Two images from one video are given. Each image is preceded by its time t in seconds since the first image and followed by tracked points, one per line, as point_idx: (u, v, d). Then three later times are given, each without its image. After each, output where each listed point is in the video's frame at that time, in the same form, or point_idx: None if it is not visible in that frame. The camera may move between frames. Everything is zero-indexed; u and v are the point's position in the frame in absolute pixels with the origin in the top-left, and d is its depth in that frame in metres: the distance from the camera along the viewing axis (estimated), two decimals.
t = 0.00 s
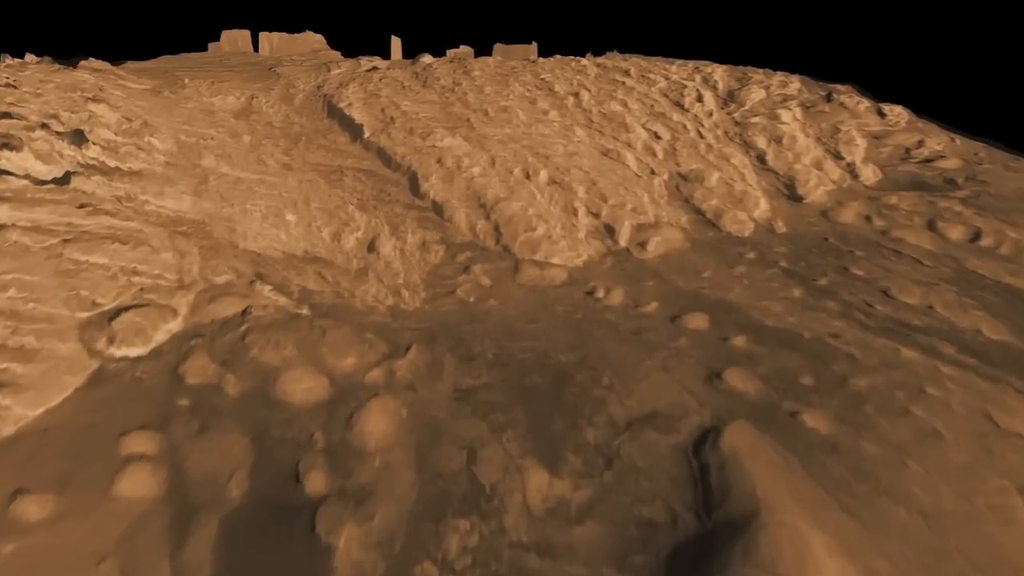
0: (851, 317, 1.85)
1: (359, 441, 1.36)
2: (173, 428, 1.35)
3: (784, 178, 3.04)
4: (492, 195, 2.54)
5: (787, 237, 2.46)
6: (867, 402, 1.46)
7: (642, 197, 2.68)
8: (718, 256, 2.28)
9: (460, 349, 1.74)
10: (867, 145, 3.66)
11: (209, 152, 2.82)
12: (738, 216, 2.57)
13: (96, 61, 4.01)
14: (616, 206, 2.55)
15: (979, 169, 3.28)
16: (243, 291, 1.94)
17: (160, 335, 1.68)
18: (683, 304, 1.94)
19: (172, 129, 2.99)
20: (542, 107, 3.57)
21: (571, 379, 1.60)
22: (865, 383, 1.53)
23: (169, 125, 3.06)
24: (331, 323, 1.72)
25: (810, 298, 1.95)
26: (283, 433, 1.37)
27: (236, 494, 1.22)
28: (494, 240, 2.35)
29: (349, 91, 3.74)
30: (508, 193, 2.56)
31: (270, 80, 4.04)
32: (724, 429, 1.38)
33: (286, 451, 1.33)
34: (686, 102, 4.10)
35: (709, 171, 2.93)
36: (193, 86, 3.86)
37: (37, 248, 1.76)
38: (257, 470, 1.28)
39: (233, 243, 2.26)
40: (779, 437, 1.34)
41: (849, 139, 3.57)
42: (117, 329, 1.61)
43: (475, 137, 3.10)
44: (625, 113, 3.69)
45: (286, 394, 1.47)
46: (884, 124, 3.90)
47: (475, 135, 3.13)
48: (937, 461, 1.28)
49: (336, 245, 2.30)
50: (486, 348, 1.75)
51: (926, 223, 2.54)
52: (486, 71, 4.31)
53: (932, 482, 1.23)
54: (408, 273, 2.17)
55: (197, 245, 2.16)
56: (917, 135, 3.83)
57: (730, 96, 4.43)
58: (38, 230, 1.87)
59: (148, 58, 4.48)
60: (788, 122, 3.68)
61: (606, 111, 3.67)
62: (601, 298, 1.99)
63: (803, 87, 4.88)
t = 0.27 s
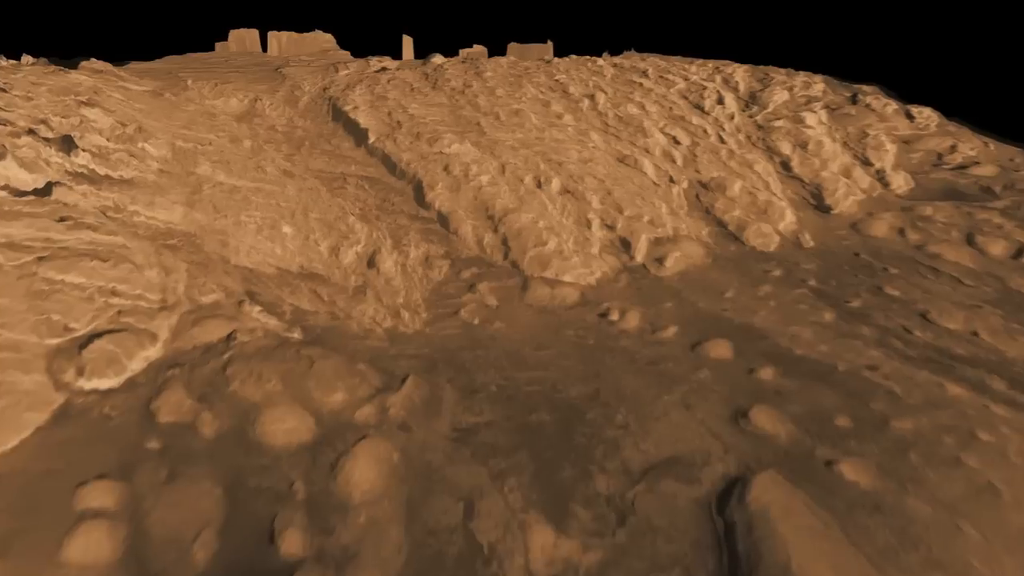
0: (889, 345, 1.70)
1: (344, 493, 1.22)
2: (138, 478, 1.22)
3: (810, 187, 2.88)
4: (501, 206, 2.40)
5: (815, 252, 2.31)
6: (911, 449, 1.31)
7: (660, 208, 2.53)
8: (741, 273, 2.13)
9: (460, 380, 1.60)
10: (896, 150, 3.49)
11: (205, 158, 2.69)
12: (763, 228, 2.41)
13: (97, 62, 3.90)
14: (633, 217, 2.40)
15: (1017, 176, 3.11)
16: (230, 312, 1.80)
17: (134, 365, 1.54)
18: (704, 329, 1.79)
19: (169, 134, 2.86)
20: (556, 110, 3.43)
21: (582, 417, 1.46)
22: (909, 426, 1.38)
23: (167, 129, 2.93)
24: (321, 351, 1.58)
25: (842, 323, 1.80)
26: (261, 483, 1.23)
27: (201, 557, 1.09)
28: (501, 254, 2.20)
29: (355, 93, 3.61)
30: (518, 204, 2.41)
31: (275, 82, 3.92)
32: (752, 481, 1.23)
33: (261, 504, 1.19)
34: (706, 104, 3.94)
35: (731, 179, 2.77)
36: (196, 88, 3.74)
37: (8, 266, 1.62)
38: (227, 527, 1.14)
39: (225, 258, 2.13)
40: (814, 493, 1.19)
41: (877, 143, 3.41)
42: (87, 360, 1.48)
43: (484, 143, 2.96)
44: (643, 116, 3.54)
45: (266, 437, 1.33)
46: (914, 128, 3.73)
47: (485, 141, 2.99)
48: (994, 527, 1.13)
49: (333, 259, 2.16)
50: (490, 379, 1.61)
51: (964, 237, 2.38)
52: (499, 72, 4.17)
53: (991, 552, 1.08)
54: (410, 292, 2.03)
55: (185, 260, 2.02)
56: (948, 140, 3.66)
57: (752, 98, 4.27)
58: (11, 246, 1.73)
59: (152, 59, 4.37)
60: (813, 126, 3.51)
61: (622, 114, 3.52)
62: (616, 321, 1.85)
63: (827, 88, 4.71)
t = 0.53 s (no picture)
0: (927, 375, 1.56)
1: (322, 550, 1.10)
2: (95, 530, 1.10)
3: (836, 197, 2.74)
4: (509, 217, 2.28)
5: (842, 267, 2.17)
6: (958, 503, 1.17)
7: (677, 219, 2.39)
8: (764, 292, 1.99)
9: (459, 412, 1.48)
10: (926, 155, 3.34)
11: (202, 164, 2.58)
12: (787, 241, 2.27)
13: (99, 63, 3.81)
14: (648, 229, 2.27)
15: None
16: (215, 333, 1.69)
17: (106, 396, 1.42)
18: (724, 355, 1.66)
19: (166, 139, 2.76)
20: (570, 113, 3.30)
21: (590, 458, 1.33)
22: (953, 475, 1.24)
23: (164, 134, 2.83)
24: (308, 380, 1.46)
25: (875, 349, 1.66)
26: (231, 536, 1.11)
27: None
28: (508, 268, 2.08)
29: (362, 95, 3.49)
30: (527, 215, 2.29)
31: (281, 83, 3.81)
32: (779, 541, 1.10)
33: (230, 562, 1.07)
34: (726, 106, 3.80)
35: (753, 188, 2.63)
36: (199, 90, 3.64)
37: None
38: None
39: (215, 272, 2.02)
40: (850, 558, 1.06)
41: (906, 148, 3.26)
42: (53, 391, 1.36)
43: (494, 148, 2.83)
44: (660, 119, 3.41)
45: (240, 481, 1.21)
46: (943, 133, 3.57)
47: (494, 146, 2.86)
48: None
49: (330, 273, 2.04)
50: (491, 412, 1.48)
51: (1002, 252, 2.23)
52: (511, 72, 4.04)
53: None
54: (410, 309, 1.91)
55: (172, 275, 1.91)
56: (980, 144, 3.50)
57: (774, 100, 4.12)
58: None
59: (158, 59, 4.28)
60: (838, 129, 3.37)
61: (639, 117, 3.39)
62: (629, 345, 1.72)
63: (852, 88, 4.55)
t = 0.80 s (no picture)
0: (971, 414, 1.41)
1: None
2: None
3: (866, 208, 2.58)
4: (516, 229, 2.14)
5: (875, 287, 2.02)
6: None
7: (696, 232, 2.25)
8: (789, 314, 1.85)
9: (453, 452, 1.35)
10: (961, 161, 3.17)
11: (198, 171, 2.47)
12: (814, 257, 2.13)
13: (102, 64, 3.71)
14: (665, 243, 2.13)
15: None
16: (195, 359, 1.57)
17: (69, 432, 1.31)
18: (745, 387, 1.52)
19: (162, 144, 2.65)
20: (585, 116, 3.16)
21: (596, 510, 1.19)
22: (1008, 539, 1.09)
23: (161, 138, 2.71)
24: (288, 416, 1.33)
25: (913, 383, 1.51)
26: None
27: None
28: (514, 285, 1.95)
29: (369, 97, 3.37)
30: (536, 228, 2.15)
31: (288, 84, 3.70)
32: None
33: None
34: (749, 109, 3.64)
35: (777, 197, 2.49)
36: (203, 91, 3.53)
37: None
38: None
39: (202, 289, 1.90)
40: None
41: (940, 153, 3.09)
42: (8, 429, 1.24)
43: (503, 154, 2.70)
44: (679, 123, 3.26)
45: (203, 538, 1.09)
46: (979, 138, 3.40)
47: (505, 152, 2.73)
48: None
49: (324, 290, 1.92)
50: (488, 453, 1.35)
51: None
52: (525, 73, 3.91)
53: None
54: (407, 331, 1.77)
55: (156, 292, 1.79)
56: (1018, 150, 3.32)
57: (799, 102, 3.96)
58: None
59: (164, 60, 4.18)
60: (868, 133, 3.20)
61: (657, 121, 3.24)
62: (642, 374, 1.58)
63: (881, 88, 4.38)
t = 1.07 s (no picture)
0: (1017, 460, 1.27)
1: None
2: None
3: (897, 219, 2.43)
4: (522, 242, 2.02)
5: (907, 307, 1.87)
6: None
7: (715, 246, 2.11)
8: (814, 339, 1.71)
9: (441, 496, 1.23)
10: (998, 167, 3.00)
11: (193, 178, 2.36)
12: (841, 274, 1.98)
13: (107, 64, 3.62)
14: (681, 259, 2.00)
15: None
16: (169, 386, 1.46)
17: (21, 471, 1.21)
18: (765, 424, 1.39)
19: (159, 149, 2.55)
20: (601, 120, 3.03)
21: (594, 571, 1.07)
22: None
23: (159, 143, 2.62)
24: (260, 456, 1.22)
25: (951, 422, 1.37)
26: None
27: None
28: (518, 304, 1.82)
29: (378, 99, 3.26)
30: (544, 241, 2.03)
31: (296, 85, 3.60)
32: None
33: None
34: (773, 111, 3.49)
35: (802, 207, 2.34)
36: (208, 93, 3.44)
37: None
38: None
39: (187, 306, 1.79)
40: None
41: (976, 158, 2.92)
42: None
43: (513, 161, 2.58)
44: (700, 127, 3.12)
45: None
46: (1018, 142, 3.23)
47: (515, 159, 2.60)
48: None
49: (316, 308, 1.81)
50: (479, 498, 1.23)
51: None
52: (541, 74, 3.78)
53: None
54: (401, 355, 1.66)
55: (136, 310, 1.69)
56: None
57: (826, 104, 3.80)
58: None
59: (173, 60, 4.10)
60: (899, 137, 3.04)
61: (677, 125, 3.11)
62: (652, 408, 1.45)
63: (912, 88, 4.20)
